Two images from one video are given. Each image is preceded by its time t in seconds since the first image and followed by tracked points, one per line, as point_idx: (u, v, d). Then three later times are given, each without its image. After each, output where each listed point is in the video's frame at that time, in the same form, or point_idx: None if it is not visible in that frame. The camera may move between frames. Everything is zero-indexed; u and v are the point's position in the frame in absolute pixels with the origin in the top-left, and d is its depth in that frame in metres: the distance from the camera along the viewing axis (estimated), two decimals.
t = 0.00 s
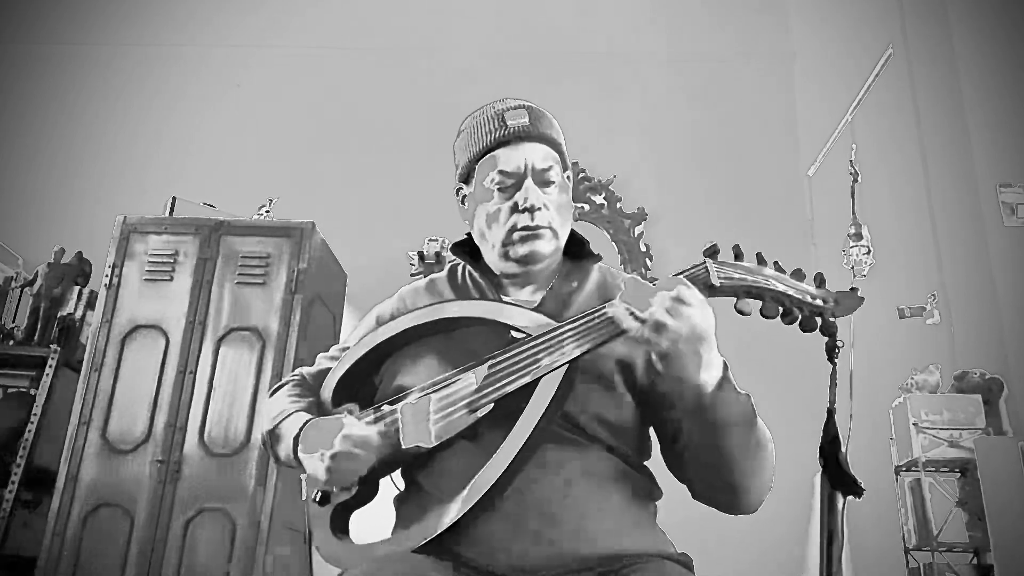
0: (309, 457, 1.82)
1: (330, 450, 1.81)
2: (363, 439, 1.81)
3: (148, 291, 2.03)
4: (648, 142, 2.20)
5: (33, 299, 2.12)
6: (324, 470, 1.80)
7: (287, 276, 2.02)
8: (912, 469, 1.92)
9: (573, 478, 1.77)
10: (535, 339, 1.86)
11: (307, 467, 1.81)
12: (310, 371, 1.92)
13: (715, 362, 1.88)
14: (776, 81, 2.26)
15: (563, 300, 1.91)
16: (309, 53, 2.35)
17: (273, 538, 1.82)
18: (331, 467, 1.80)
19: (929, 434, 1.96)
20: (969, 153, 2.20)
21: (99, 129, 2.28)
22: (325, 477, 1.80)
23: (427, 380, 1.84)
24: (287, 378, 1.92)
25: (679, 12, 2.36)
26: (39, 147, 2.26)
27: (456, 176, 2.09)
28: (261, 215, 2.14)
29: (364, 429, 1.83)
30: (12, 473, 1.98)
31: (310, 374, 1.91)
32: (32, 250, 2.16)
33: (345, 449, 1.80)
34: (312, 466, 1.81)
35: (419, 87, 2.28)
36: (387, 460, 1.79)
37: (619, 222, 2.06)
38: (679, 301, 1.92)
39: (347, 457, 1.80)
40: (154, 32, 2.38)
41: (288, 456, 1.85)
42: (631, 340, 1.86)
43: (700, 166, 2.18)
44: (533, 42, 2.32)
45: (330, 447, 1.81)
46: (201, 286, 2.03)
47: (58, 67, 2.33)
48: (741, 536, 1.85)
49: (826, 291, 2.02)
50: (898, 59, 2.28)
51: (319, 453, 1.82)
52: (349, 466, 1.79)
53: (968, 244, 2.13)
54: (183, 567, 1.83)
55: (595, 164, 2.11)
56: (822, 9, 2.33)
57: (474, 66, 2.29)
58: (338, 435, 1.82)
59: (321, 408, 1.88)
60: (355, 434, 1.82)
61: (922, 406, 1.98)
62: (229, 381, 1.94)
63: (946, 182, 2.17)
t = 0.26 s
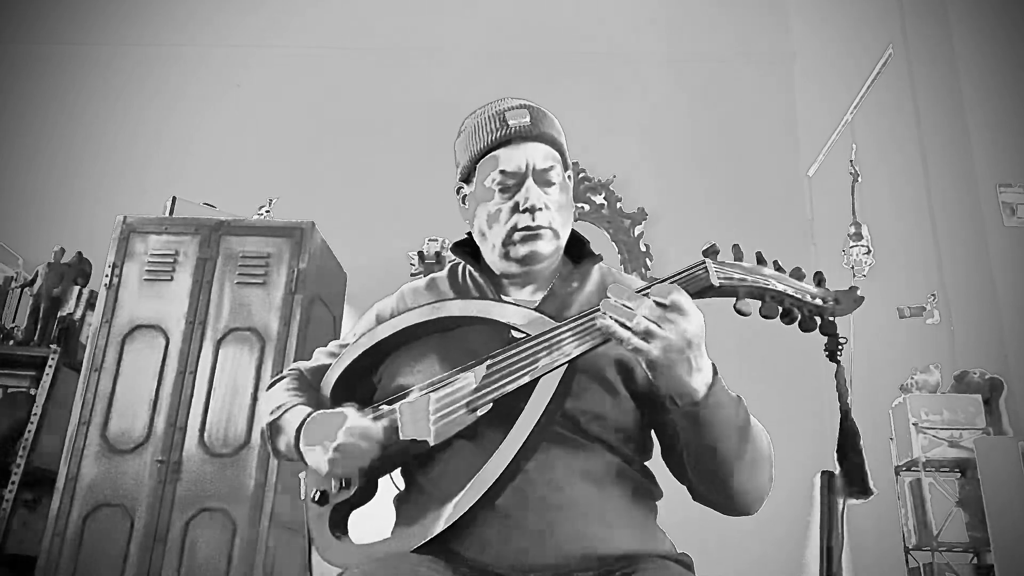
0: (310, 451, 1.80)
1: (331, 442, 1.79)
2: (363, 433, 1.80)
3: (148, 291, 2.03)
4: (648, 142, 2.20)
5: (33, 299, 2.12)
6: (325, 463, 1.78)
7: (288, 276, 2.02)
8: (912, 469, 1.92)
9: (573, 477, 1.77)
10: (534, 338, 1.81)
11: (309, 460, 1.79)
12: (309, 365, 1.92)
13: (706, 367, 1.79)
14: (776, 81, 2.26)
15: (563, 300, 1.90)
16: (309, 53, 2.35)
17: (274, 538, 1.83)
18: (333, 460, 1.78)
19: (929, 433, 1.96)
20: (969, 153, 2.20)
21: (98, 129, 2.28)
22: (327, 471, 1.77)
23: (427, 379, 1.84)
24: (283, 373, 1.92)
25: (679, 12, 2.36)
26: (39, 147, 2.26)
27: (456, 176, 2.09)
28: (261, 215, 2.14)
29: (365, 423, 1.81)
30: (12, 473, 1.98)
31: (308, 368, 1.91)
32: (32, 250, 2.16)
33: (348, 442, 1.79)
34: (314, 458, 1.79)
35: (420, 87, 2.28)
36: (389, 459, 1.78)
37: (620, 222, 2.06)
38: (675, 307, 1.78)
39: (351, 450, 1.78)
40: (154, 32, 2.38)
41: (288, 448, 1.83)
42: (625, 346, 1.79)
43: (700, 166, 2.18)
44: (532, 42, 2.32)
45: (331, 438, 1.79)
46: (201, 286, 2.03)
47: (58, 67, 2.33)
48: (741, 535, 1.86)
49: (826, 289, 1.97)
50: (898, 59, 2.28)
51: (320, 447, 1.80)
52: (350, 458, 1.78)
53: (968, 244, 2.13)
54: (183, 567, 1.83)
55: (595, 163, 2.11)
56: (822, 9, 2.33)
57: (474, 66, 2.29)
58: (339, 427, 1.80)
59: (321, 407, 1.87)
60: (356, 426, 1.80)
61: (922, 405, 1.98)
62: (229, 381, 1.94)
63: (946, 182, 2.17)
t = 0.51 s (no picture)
0: (307, 460, 1.82)
1: (330, 455, 1.81)
2: (361, 447, 1.81)
3: (148, 291, 2.03)
4: (648, 141, 2.20)
5: (33, 300, 2.12)
6: (320, 475, 1.80)
7: (288, 276, 2.02)
8: (912, 469, 1.92)
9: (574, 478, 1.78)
10: (532, 338, 1.84)
11: (303, 471, 1.82)
12: (309, 367, 1.92)
13: (706, 364, 1.85)
14: (776, 81, 2.26)
15: (561, 300, 1.90)
16: (308, 53, 2.35)
17: (274, 538, 1.82)
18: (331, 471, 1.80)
19: (929, 433, 1.97)
20: (969, 153, 2.20)
21: (98, 129, 2.28)
22: (323, 481, 1.79)
23: (427, 380, 1.85)
24: (282, 376, 1.92)
25: (679, 12, 2.36)
26: (39, 147, 2.26)
27: (454, 177, 2.10)
28: (261, 215, 2.14)
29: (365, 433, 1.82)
30: (12, 473, 1.99)
31: (307, 369, 1.92)
32: (33, 250, 2.16)
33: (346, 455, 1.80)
34: (309, 469, 1.81)
35: (419, 86, 2.28)
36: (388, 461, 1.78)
37: (620, 222, 2.06)
38: (675, 307, 1.87)
39: (348, 462, 1.80)
40: (153, 32, 2.38)
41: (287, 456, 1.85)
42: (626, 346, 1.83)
43: (700, 166, 2.18)
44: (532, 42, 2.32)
45: (331, 452, 1.81)
46: (201, 286, 2.03)
47: (58, 67, 2.33)
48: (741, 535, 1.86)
49: (824, 287, 2.02)
50: (898, 59, 2.28)
51: (318, 459, 1.82)
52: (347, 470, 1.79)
53: (968, 244, 2.13)
54: (183, 567, 1.83)
55: (595, 163, 2.11)
56: (822, 9, 2.33)
57: (474, 66, 2.29)
58: (338, 440, 1.81)
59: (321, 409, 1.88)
60: (355, 439, 1.81)
61: (922, 405, 1.98)
62: (229, 381, 1.94)
63: (946, 182, 2.17)
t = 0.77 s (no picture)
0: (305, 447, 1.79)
1: (325, 438, 1.78)
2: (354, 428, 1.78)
3: (148, 291, 2.04)
4: (648, 142, 2.20)
5: (33, 300, 2.12)
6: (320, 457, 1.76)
7: (288, 276, 2.02)
8: (912, 469, 1.92)
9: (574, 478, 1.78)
10: (531, 341, 1.78)
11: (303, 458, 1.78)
12: (307, 366, 1.91)
13: (709, 372, 1.78)
14: (776, 81, 2.26)
15: (560, 300, 1.90)
16: (308, 53, 2.35)
17: (274, 539, 1.83)
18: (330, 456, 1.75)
19: (929, 433, 1.96)
20: (969, 153, 2.20)
21: (98, 129, 2.28)
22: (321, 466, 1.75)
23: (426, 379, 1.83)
24: (282, 374, 1.92)
25: (679, 12, 2.36)
26: (39, 147, 2.26)
27: (451, 178, 2.09)
28: (261, 215, 2.14)
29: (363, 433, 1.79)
30: (12, 473, 1.99)
31: (306, 368, 1.90)
32: (33, 250, 2.16)
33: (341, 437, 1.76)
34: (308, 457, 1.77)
35: (420, 86, 2.28)
36: (388, 460, 1.75)
37: (620, 222, 2.06)
38: (675, 315, 1.80)
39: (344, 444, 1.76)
40: (154, 33, 2.38)
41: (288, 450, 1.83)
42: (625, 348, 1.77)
43: (700, 165, 2.18)
44: (533, 42, 2.33)
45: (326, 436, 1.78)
46: (201, 286, 2.03)
47: (58, 67, 2.33)
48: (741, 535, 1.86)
49: (827, 295, 1.95)
50: (898, 59, 2.28)
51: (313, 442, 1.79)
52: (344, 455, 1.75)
53: (969, 244, 2.13)
54: (183, 567, 1.83)
55: (595, 163, 2.11)
56: (822, 9, 2.33)
57: (474, 66, 2.29)
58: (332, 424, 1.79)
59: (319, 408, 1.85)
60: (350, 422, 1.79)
61: (922, 405, 1.98)
62: (228, 381, 1.94)
63: (947, 182, 2.17)
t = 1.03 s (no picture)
0: (308, 451, 1.76)
1: (330, 441, 1.74)
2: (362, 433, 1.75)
3: (148, 290, 2.04)
4: (648, 142, 2.20)
5: (33, 300, 2.12)
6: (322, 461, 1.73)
7: (288, 276, 2.02)
8: (912, 469, 1.92)
9: (575, 479, 1.77)
10: (531, 340, 1.77)
11: (308, 458, 1.75)
12: (306, 366, 1.91)
13: (713, 367, 1.71)
14: (776, 81, 2.26)
15: (559, 300, 1.90)
16: (308, 53, 2.35)
17: (274, 538, 1.82)
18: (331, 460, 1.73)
19: (929, 434, 1.97)
20: (969, 153, 2.20)
21: (98, 129, 2.28)
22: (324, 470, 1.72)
23: (427, 378, 1.83)
24: (281, 372, 1.92)
25: (679, 12, 2.36)
26: (39, 148, 2.26)
27: (451, 179, 2.09)
28: (261, 215, 2.14)
29: (365, 422, 1.77)
30: (12, 473, 1.99)
31: (306, 368, 1.90)
32: (33, 250, 2.16)
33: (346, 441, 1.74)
34: (312, 459, 1.75)
35: (420, 86, 2.28)
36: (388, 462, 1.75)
37: (620, 222, 2.06)
38: (677, 310, 1.72)
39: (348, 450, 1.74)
40: (154, 32, 2.38)
41: (288, 448, 1.81)
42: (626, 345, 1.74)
43: (700, 165, 2.18)
44: (533, 42, 2.33)
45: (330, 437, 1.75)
46: (201, 285, 2.03)
47: (58, 67, 2.33)
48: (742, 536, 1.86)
49: (824, 293, 1.90)
50: (898, 59, 2.28)
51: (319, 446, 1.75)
52: (348, 457, 1.74)
53: (969, 244, 2.13)
54: (183, 567, 1.83)
55: (595, 163, 2.11)
56: (821, 9, 2.34)
57: (474, 66, 2.29)
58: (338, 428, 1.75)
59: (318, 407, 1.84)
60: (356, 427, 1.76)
61: (922, 405, 1.98)
62: (228, 382, 1.94)
63: (947, 182, 2.17)
